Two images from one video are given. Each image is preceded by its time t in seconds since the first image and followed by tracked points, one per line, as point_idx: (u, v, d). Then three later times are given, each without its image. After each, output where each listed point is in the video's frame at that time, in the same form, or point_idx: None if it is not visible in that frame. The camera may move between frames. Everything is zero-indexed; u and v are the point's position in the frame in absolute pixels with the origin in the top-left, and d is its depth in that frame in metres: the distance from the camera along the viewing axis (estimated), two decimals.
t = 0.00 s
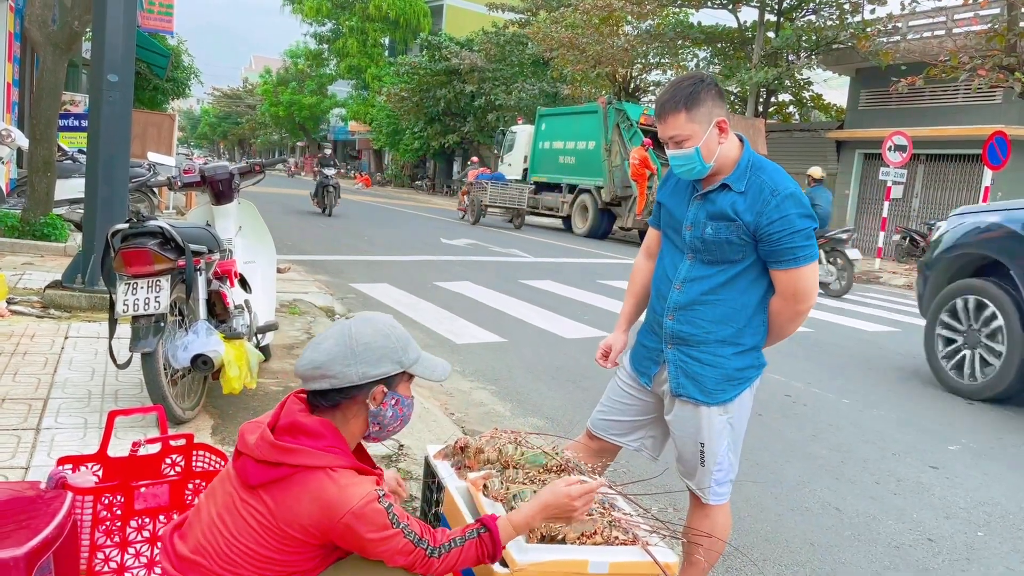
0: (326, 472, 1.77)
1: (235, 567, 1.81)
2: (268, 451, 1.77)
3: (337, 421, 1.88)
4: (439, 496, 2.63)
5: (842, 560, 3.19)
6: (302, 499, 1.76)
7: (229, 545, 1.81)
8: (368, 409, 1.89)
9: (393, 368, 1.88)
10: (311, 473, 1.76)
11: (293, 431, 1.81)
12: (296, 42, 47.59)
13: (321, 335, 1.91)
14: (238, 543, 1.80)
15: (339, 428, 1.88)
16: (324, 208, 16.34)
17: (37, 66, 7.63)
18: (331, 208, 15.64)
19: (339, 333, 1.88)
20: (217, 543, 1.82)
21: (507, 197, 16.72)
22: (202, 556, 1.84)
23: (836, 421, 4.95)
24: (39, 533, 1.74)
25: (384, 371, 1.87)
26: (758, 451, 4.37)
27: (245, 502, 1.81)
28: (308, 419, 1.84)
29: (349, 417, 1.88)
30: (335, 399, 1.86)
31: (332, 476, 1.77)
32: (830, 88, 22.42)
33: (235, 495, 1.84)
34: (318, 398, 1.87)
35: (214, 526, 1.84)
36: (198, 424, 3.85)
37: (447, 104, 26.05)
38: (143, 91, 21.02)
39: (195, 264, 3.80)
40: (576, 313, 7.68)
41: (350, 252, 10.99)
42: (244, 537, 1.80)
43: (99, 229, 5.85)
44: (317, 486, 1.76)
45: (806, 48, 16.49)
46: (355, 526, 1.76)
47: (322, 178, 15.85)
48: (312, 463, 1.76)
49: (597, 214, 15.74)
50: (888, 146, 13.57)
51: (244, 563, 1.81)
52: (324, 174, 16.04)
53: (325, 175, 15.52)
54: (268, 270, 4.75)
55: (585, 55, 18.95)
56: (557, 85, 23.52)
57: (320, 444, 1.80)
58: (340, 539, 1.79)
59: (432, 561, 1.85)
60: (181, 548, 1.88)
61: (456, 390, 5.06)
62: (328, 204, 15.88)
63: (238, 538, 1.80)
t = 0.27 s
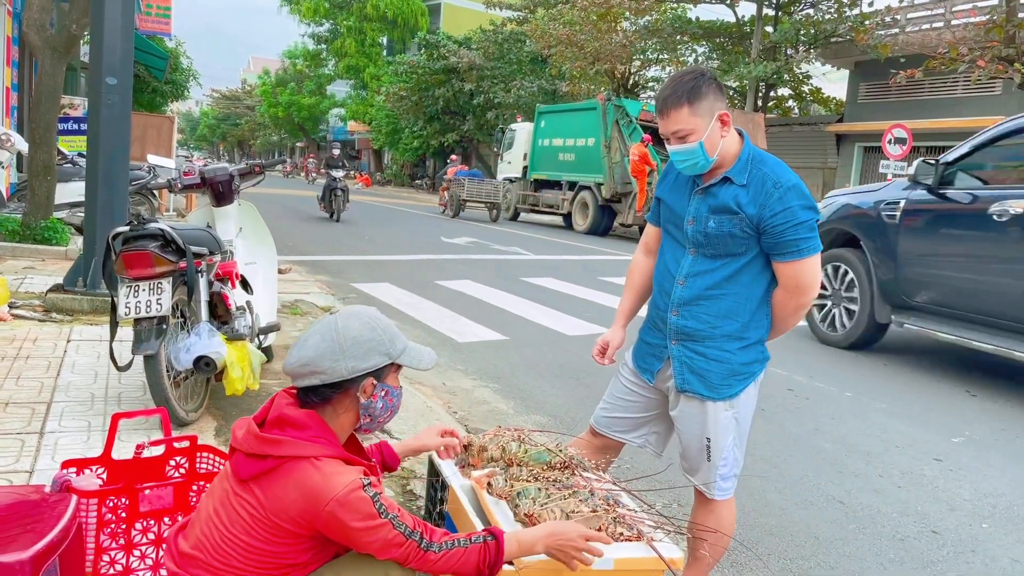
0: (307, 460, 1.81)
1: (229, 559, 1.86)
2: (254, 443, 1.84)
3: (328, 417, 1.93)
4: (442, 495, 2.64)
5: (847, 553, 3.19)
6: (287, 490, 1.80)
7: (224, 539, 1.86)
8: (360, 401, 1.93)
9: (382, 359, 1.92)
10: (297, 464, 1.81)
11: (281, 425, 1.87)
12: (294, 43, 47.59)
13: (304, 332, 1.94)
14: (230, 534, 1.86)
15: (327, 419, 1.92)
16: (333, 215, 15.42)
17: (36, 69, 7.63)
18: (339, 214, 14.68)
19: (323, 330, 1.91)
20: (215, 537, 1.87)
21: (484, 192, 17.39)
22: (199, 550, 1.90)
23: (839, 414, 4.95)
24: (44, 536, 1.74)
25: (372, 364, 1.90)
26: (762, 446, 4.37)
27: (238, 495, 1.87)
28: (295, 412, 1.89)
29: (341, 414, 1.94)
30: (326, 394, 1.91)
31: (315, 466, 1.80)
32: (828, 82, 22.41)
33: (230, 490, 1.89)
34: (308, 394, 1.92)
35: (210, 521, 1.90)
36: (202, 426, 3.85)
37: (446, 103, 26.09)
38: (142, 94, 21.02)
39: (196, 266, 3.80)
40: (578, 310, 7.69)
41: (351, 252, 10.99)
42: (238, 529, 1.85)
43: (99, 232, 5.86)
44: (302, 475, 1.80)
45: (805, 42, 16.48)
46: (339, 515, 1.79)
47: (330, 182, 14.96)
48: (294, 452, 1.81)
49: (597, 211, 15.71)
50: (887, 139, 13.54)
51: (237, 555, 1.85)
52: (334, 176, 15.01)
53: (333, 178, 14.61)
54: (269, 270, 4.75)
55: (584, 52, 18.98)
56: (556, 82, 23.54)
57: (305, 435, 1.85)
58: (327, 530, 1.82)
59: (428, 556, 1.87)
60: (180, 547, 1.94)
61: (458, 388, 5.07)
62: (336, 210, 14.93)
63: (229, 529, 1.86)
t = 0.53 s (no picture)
0: (302, 448, 1.85)
1: (231, 549, 1.91)
2: (253, 435, 1.88)
3: (324, 411, 1.96)
4: (448, 494, 2.64)
5: (852, 545, 3.19)
6: (284, 479, 1.84)
7: (227, 531, 1.91)
8: (355, 393, 1.96)
9: (368, 349, 1.94)
10: (294, 453, 1.84)
11: (278, 417, 1.91)
12: (291, 44, 47.54)
13: (287, 338, 1.94)
14: (234, 526, 1.91)
15: (323, 411, 1.96)
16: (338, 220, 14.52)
17: (34, 75, 7.62)
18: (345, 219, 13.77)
19: (306, 332, 1.91)
20: (220, 530, 1.93)
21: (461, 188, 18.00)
22: (205, 542, 1.95)
23: (842, 407, 4.95)
24: (49, 541, 1.75)
25: (360, 356, 1.92)
26: (765, 439, 4.37)
27: (241, 486, 1.91)
28: (289, 403, 1.93)
29: (336, 408, 1.97)
30: (320, 392, 1.93)
31: (309, 454, 1.84)
32: (827, 74, 22.36)
33: (235, 484, 1.94)
34: (300, 393, 1.92)
35: (217, 514, 1.96)
36: (205, 428, 3.86)
37: (445, 101, 26.08)
38: (140, 97, 21.01)
39: (197, 269, 3.80)
40: (579, 307, 7.68)
41: (352, 252, 10.98)
42: (241, 520, 1.90)
43: (100, 236, 5.86)
44: (297, 464, 1.83)
45: (802, 34, 16.45)
46: (333, 502, 1.82)
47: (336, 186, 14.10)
48: (290, 442, 1.84)
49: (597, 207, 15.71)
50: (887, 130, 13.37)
51: (239, 544, 1.90)
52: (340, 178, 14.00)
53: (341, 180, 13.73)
54: (270, 271, 4.75)
55: (581, 48, 18.96)
56: (554, 79, 23.51)
57: (301, 426, 1.88)
58: (324, 520, 1.84)
59: (429, 543, 1.93)
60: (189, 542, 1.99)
61: (461, 386, 5.07)
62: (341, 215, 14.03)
63: (232, 521, 1.91)
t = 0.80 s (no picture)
0: (309, 445, 1.85)
1: (240, 546, 1.91)
2: (260, 432, 1.88)
3: (328, 407, 1.97)
4: (450, 493, 2.65)
5: (855, 537, 3.20)
6: (291, 474, 1.84)
7: (236, 527, 1.92)
8: (353, 389, 1.96)
9: (366, 343, 1.93)
10: (301, 450, 1.85)
11: (284, 413, 1.92)
12: (287, 46, 47.49)
13: (288, 334, 1.95)
14: (243, 522, 1.91)
15: (329, 406, 1.96)
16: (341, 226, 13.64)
17: (30, 81, 7.61)
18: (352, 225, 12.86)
19: (306, 326, 1.93)
20: (229, 528, 1.93)
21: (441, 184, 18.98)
22: (215, 538, 1.96)
23: (844, 399, 4.95)
24: (51, 549, 1.75)
25: (357, 351, 1.92)
26: (767, 433, 4.37)
27: (249, 484, 1.92)
28: (296, 399, 1.94)
29: (340, 402, 1.97)
30: (322, 387, 1.93)
31: (315, 451, 1.84)
32: (825, 66, 22.32)
33: (243, 481, 1.95)
34: (302, 387, 1.93)
35: (226, 512, 1.96)
36: (207, 431, 3.86)
37: (442, 100, 26.03)
38: (136, 102, 20.99)
39: (196, 272, 3.80)
40: (580, 303, 7.68)
41: (351, 253, 10.98)
42: (249, 517, 1.90)
43: (99, 241, 5.86)
44: (303, 460, 1.84)
45: (799, 26, 16.41)
46: (340, 497, 1.82)
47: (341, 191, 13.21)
48: (296, 438, 1.85)
49: (596, 202, 15.72)
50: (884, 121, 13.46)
51: (248, 542, 1.90)
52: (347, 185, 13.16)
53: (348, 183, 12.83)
54: (270, 273, 4.75)
55: (577, 44, 18.94)
56: (551, 76, 23.49)
57: (308, 422, 1.89)
58: (331, 516, 1.84)
59: (438, 539, 1.92)
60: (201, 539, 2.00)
61: (462, 385, 5.07)
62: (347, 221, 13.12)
63: (241, 516, 1.91)
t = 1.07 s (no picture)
0: (317, 446, 1.85)
1: (249, 548, 1.91)
2: (269, 433, 1.89)
3: (337, 408, 1.97)
4: (453, 492, 2.65)
5: (860, 528, 3.19)
6: (299, 475, 1.84)
7: (244, 530, 1.92)
8: (360, 391, 1.95)
9: (377, 347, 1.93)
10: (308, 451, 1.84)
11: (294, 414, 1.92)
12: (282, 46, 47.43)
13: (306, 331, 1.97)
14: (251, 523, 1.91)
15: (339, 409, 1.96)
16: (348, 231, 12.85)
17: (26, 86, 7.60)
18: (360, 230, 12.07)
19: (319, 323, 1.95)
20: (237, 530, 1.94)
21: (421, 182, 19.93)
22: (223, 540, 1.96)
23: (846, 389, 4.95)
24: (56, 554, 1.75)
25: (367, 352, 1.92)
26: (769, 425, 4.36)
27: (257, 485, 1.92)
28: (306, 401, 1.95)
29: (348, 407, 1.97)
30: (331, 386, 1.94)
31: (323, 451, 1.84)
32: (821, 56, 22.30)
33: (252, 483, 1.94)
34: (314, 386, 1.94)
35: (235, 513, 1.97)
36: (210, 434, 3.86)
37: (439, 97, 25.98)
38: (133, 105, 20.95)
39: (195, 275, 3.80)
40: (580, 299, 7.68)
41: (351, 252, 10.97)
42: (257, 518, 1.90)
43: (98, 245, 5.86)
44: (311, 461, 1.84)
45: (795, 17, 16.39)
46: (348, 498, 1.81)
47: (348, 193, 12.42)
48: (306, 439, 1.85)
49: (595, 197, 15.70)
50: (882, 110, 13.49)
51: (255, 543, 1.90)
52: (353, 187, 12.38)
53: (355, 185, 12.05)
54: (269, 274, 4.75)
55: (573, 39, 18.92)
56: (547, 71, 23.47)
57: (317, 423, 1.89)
58: (339, 516, 1.84)
59: (447, 536, 1.92)
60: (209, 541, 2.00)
61: (464, 383, 5.07)
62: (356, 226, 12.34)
63: (249, 518, 1.92)
